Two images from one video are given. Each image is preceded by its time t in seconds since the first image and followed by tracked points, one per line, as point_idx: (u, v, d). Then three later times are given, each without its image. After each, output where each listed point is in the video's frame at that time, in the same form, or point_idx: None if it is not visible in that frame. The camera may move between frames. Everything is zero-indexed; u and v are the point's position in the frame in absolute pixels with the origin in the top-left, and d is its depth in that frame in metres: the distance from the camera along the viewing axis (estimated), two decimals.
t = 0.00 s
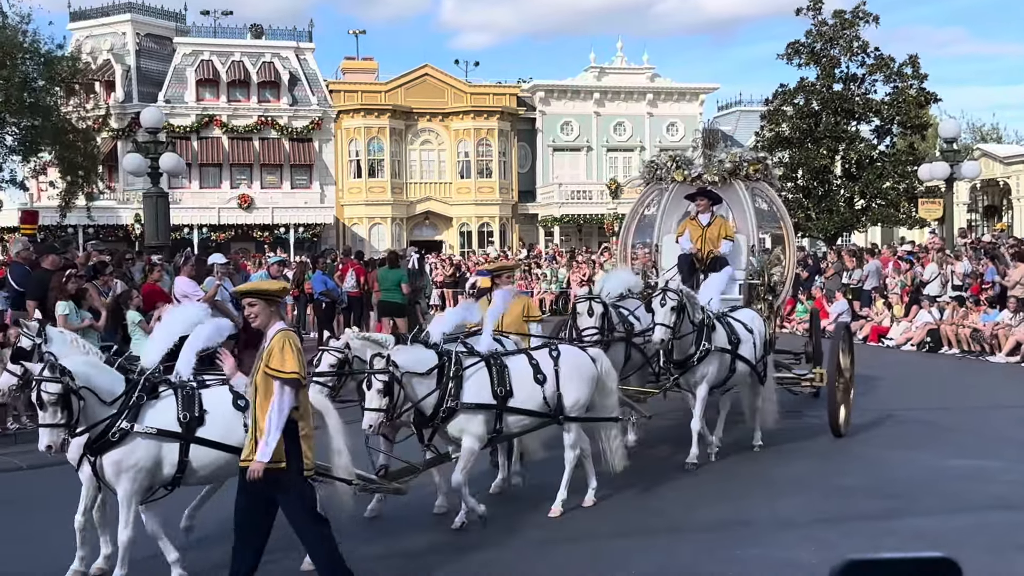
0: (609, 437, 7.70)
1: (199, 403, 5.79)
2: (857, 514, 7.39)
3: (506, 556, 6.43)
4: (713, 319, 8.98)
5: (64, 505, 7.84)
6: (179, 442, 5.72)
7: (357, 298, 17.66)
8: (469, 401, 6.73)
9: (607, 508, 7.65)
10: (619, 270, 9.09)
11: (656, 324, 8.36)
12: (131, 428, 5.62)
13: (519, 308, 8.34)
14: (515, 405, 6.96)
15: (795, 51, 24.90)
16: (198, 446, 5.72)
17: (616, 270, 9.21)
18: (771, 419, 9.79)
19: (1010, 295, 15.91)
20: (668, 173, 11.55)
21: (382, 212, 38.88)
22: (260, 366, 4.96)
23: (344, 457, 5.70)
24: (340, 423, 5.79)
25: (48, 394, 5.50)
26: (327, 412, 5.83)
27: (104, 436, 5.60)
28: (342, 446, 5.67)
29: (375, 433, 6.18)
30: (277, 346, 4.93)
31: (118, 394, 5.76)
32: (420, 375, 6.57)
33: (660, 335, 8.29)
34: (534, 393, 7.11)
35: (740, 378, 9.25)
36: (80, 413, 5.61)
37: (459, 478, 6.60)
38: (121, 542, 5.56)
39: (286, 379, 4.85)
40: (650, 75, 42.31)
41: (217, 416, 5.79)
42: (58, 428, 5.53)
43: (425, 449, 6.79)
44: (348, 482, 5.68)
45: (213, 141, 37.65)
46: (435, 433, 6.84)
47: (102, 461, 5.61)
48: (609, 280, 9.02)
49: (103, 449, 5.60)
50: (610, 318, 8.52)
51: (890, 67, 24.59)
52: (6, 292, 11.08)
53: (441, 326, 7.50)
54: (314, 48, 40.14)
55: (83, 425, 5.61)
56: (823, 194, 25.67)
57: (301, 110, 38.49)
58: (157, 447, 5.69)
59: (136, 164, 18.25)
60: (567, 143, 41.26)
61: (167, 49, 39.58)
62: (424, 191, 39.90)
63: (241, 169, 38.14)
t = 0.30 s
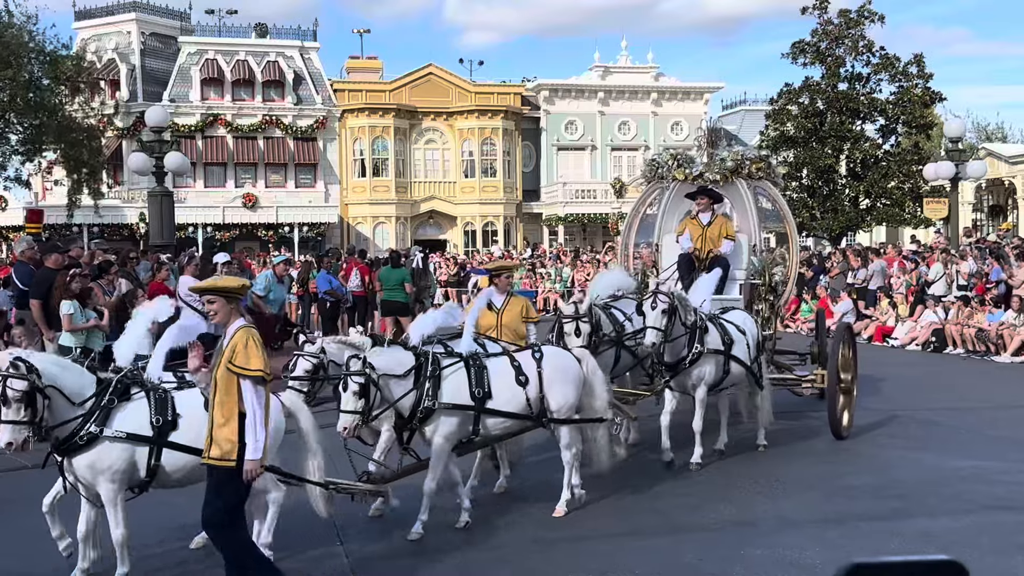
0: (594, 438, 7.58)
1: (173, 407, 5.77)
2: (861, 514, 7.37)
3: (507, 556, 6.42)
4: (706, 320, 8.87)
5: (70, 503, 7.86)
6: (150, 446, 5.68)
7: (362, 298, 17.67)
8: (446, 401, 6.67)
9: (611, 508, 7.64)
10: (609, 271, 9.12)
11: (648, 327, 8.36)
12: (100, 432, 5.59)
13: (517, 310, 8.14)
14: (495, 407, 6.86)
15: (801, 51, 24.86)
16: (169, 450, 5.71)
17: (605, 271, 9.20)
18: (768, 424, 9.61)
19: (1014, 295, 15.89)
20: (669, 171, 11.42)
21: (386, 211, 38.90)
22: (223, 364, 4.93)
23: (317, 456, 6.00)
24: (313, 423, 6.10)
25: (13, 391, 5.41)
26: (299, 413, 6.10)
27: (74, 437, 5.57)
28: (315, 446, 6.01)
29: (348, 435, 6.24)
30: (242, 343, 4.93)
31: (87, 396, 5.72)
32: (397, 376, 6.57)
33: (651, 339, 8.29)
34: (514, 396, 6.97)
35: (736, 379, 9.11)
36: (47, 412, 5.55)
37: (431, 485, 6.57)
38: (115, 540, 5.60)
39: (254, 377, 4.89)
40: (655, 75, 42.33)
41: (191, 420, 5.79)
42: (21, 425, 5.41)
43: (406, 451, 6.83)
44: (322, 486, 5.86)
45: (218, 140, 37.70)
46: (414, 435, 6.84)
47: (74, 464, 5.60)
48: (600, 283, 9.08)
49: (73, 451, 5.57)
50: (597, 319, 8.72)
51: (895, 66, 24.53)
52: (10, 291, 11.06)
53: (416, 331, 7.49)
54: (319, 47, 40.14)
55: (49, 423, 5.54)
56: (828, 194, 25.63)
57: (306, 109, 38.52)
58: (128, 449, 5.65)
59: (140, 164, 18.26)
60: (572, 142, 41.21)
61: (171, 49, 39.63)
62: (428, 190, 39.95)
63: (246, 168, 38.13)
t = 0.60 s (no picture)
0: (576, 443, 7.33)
1: (143, 405, 5.68)
2: (862, 514, 7.37)
3: (509, 556, 6.44)
4: (696, 322, 8.77)
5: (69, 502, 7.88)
6: (121, 445, 5.60)
7: (364, 298, 17.68)
8: (424, 403, 6.64)
9: (611, 508, 7.64)
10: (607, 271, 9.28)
11: (634, 326, 8.32)
12: (70, 432, 5.54)
13: (508, 309, 8.04)
14: (474, 409, 6.79)
15: (803, 51, 24.83)
16: (140, 449, 5.61)
17: (601, 271, 9.38)
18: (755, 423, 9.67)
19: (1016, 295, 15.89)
20: (668, 170, 11.43)
21: (388, 211, 38.92)
22: (184, 369, 4.87)
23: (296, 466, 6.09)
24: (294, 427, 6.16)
25: None
26: (280, 413, 6.19)
27: (46, 438, 5.54)
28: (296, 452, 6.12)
29: (326, 438, 6.34)
30: (203, 349, 4.88)
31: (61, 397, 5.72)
32: (374, 378, 6.64)
33: (637, 338, 8.26)
34: (494, 399, 6.87)
35: (723, 383, 8.99)
36: (23, 414, 5.60)
37: (425, 485, 6.61)
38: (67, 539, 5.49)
39: (218, 383, 4.85)
40: (657, 75, 42.24)
41: (161, 417, 5.69)
42: None
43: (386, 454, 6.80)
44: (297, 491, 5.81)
45: (220, 140, 37.73)
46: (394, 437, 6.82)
47: (48, 464, 5.56)
48: (593, 286, 9.18)
49: (46, 452, 5.54)
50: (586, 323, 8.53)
51: (897, 66, 24.51)
52: (12, 291, 11.09)
53: (398, 331, 7.27)
54: (321, 47, 40.13)
55: (27, 426, 5.59)
56: (830, 194, 25.62)
57: (308, 109, 38.53)
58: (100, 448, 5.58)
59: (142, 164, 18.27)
60: (573, 142, 41.18)
61: (173, 49, 39.66)
62: (430, 190, 39.98)
63: (247, 168, 38.17)
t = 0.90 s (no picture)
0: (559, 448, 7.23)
1: (114, 407, 5.61)
2: (863, 514, 7.38)
3: (509, 555, 6.45)
4: (684, 324, 8.66)
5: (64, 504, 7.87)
6: (91, 448, 5.56)
7: (364, 298, 17.67)
8: (401, 406, 6.62)
9: (611, 508, 7.63)
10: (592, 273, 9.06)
11: (615, 327, 8.16)
12: (41, 433, 5.50)
13: (487, 311, 7.99)
14: (451, 412, 6.76)
15: (803, 51, 24.83)
16: (111, 452, 5.57)
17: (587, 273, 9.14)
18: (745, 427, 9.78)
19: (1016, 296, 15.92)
20: (664, 169, 11.33)
21: (388, 211, 38.93)
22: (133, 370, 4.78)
23: (273, 465, 5.77)
24: (271, 431, 5.88)
25: None
26: (259, 417, 5.96)
27: (16, 439, 5.49)
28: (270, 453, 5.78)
29: (299, 439, 6.37)
30: (147, 351, 4.74)
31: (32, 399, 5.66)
32: (349, 379, 6.67)
33: (618, 340, 8.08)
34: (473, 401, 6.84)
35: (712, 386, 8.94)
36: None
37: (417, 486, 6.59)
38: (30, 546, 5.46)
39: (155, 386, 4.67)
40: (657, 75, 42.17)
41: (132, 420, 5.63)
42: None
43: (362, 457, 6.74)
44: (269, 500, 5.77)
45: (220, 140, 37.73)
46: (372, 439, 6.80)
47: (16, 465, 5.51)
48: (581, 290, 8.99)
49: (16, 453, 5.49)
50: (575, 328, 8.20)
51: (898, 67, 24.51)
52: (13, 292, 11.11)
53: (380, 329, 7.54)
54: (321, 47, 40.12)
55: None
56: (830, 194, 25.62)
57: (308, 110, 38.54)
58: (70, 451, 5.55)
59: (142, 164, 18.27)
60: (574, 142, 41.18)
61: (174, 49, 39.66)
62: (430, 191, 39.98)
63: (248, 168, 38.19)
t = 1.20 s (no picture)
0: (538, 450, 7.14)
1: (84, 411, 5.52)
2: (864, 515, 7.39)
3: (509, 556, 6.46)
4: (670, 325, 8.60)
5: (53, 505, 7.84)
6: (61, 452, 5.48)
7: (362, 299, 17.64)
8: (377, 409, 6.52)
9: (611, 509, 7.65)
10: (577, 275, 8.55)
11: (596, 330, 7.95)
12: (11, 438, 5.44)
13: (467, 314, 7.77)
14: (430, 414, 6.64)
15: (802, 52, 24.85)
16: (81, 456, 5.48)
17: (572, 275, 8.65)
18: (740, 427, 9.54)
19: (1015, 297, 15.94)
20: (660, 169, 11.21)
21: (387, 212, 38.95)
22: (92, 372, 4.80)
23: (240, 466, 5.94)
24: (240, 431, 6.05)
25: None
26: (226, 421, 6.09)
27: None
28: (239, 452, 5.95)
29: (273, 441, 6.25)
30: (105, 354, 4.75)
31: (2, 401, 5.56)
32: (324, 381, 6.53)
33: (599, 343, 7.87)
34: (450, 404, 6.73)
35: (703, 387, 8.95)
36: None
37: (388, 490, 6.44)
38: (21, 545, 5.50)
39: (108, 390, 4.68)
40: (657, 76, 42.11)
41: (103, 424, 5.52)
42: None
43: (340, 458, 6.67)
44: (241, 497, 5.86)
45: (219, 141, 37.74)
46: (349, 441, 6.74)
47: None
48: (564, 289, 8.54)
49: None
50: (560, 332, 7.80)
51: (897, 68, 24.53)
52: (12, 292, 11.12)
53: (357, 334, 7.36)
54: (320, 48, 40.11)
55: None
56: (829, 195, 25.63)
57: (307, 111, 38.54)
58: (40, 455, 5.48)
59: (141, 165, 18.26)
60: (573, 143, 41.20)
61: (173, 49, 39.66)
62: (429, 192, 39.97)
63: (247, 169, 38.20)
